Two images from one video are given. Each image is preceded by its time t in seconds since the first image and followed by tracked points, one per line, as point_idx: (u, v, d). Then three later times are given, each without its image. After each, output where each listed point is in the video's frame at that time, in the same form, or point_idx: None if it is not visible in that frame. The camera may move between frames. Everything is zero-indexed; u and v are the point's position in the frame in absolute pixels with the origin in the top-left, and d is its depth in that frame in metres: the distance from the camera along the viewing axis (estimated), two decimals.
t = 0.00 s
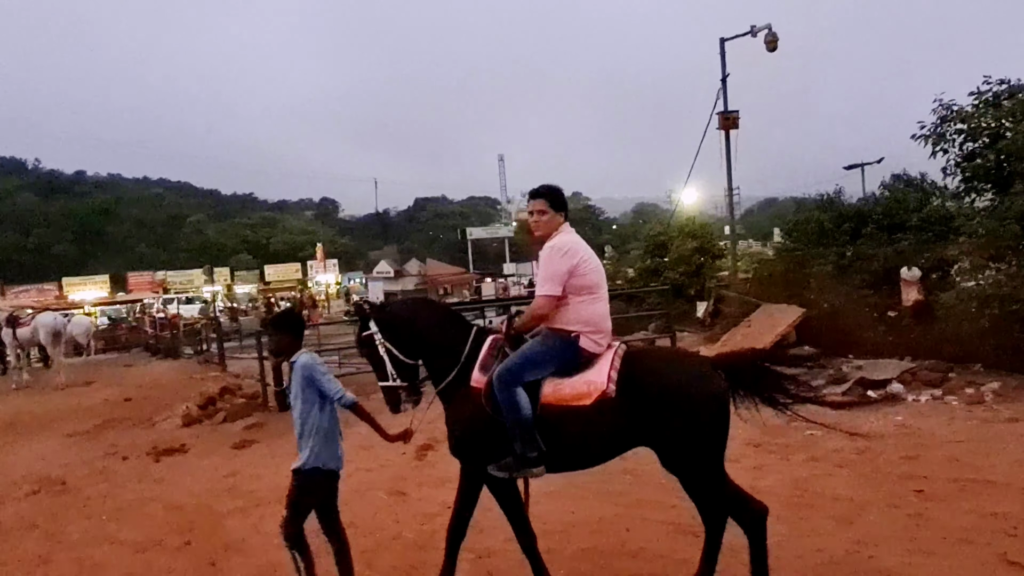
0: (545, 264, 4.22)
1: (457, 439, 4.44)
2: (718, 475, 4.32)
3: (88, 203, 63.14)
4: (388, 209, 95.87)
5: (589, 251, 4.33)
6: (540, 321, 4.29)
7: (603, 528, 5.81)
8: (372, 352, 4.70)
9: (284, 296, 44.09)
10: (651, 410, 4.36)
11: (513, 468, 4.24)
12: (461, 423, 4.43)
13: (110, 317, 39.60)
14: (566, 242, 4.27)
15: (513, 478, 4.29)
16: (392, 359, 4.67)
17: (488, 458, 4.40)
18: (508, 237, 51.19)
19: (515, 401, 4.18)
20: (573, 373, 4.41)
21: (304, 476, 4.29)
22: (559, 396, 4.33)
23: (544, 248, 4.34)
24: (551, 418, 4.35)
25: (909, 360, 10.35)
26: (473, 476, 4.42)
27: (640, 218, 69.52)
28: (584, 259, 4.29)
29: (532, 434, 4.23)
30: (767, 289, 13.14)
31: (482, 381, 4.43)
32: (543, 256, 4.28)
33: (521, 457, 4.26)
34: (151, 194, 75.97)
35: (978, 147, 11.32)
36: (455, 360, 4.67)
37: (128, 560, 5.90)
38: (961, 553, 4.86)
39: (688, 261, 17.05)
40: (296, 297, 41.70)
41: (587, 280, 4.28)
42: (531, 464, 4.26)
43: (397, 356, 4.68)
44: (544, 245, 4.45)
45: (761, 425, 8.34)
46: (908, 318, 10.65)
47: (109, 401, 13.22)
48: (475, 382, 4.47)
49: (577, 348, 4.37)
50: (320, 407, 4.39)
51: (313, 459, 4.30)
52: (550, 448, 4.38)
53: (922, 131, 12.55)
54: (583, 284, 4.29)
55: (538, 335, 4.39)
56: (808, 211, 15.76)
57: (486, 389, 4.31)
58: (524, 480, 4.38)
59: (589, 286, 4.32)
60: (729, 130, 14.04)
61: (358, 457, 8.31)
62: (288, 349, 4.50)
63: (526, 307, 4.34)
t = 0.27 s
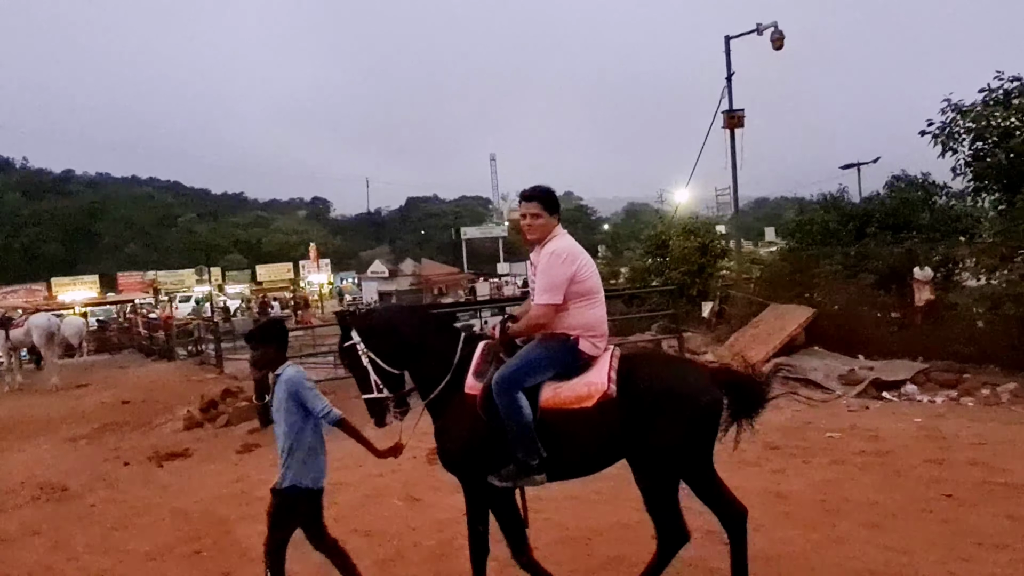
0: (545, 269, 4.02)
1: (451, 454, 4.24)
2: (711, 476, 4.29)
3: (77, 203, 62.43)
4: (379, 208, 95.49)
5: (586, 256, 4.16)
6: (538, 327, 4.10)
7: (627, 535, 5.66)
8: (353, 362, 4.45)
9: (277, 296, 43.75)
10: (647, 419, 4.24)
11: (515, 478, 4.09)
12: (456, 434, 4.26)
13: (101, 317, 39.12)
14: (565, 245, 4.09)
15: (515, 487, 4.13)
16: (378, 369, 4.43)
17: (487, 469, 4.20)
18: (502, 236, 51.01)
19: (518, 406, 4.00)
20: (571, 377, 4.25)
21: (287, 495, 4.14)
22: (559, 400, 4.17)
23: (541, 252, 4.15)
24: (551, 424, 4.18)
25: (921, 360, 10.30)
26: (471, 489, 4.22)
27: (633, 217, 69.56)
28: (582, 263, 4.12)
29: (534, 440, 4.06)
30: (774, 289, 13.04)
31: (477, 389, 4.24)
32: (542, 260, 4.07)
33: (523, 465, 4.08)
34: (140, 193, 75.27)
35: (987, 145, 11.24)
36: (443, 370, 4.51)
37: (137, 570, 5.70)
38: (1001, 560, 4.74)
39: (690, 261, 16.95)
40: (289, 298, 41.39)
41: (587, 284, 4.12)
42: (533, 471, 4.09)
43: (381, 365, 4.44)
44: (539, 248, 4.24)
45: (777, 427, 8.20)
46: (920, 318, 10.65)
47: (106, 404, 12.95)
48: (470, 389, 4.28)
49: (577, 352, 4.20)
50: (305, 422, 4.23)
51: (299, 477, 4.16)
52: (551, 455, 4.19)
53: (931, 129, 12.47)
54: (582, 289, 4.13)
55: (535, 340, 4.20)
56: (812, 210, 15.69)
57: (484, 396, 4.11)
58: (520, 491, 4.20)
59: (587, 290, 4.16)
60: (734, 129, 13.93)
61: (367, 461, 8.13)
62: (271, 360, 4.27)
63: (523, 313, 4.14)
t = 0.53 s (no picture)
0: (545, 272, 3.84)
1: (434, 465, 4.05)
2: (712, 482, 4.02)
3: (66, 201, 61.76)
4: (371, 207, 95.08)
5: (586, 261, 4.01)
6: (532, 333, 3.93)
7: (656, 541, 5.48)
8: (336, 371, 4.32)
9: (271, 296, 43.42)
10: (640, 425, 4.02)
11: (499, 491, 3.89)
12: (438, 443, 4.05)
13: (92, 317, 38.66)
14: (567, 250, 3.91)
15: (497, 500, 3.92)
16: (361, 379, 4.28)
17: (470, 481, 4.00)
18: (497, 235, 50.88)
19: (506, 417, 3.81)
20: (563, 386, 4.07)
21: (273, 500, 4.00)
22: (550, 409, 3.98)
23: (541, 255, 3.97)
24: (541, 434, 3.99)
25: (937, 360, 10.22)
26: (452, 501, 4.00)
27: (626, 216, 69.60)
28: (582, 269, 3.96)
29: (521, 451, 3.88)
30: (783, 288, 12.94)
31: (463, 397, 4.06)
32: (542, 264, 3.89)
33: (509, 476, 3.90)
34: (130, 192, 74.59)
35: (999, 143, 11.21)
36: (427, 377, 4.30)
37: None
38: None
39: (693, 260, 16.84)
40: (284, 297, 41.07)
41: (585, 291, 3.95)
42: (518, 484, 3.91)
43: (364, 374, 4.29)
44: (538, 250, 4.07)
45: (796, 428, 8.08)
46: (937, 318, 10.58)
47: (104, 406, 12.69)
48: (456, 398, 4.09)
49: (570, 361, 4.03)
50: (292, 425, 4.03)
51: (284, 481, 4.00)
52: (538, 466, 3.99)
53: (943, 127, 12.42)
54: (581, 295, 3.96)
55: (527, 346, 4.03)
56: (818, 209, 15.62)
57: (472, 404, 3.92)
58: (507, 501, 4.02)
59: (585, 297, 3.99)
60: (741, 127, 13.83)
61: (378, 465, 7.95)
62: (257, 365, 4.15)
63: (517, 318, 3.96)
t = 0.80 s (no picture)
0: (536, 270, 3.63)
1: (421, 477, 3.87)
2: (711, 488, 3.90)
3: (56, 201, 61.11)
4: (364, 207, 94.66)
5: (579, 259, 3.80)
6: (523, 336, 3.71)
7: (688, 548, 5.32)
8: (320, 375, 4.14)
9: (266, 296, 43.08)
10: (636, 429, 3.86)
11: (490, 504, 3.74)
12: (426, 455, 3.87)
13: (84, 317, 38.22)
14: (560, 247, 3.70)
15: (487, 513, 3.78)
16: (345, 383, 4.09)
17: (459, 493, 3.84)
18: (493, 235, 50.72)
19: (498, 426, 3.62)
20: (556, 392, 3.87)
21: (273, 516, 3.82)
22: (544, 416, 3.78)
23: (531, 253, 3.76)
24: (533, 443, 3.81)
25: (954, 360, 10.10)
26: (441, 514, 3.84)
27: (621, 217, 69.59)
28: (575, 266, 3.76)
29: (513, 462, 3.71)
30: (794, 288, 12.83)
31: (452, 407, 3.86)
32: (534, 262, 3.68)
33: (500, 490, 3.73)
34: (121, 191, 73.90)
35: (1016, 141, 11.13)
36: (414, 387, 4.11)
37: None
38: None
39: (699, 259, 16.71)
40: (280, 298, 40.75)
41: (579, 290, 3.74)
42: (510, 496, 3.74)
43: (348, 379, 4.10)
44: (528, 248, 3.85)
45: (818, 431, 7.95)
46: (954, 316, 10.39)
47: (104, 407, 12.43)
48: (444, 408, 3.88)
49: (564, 364, 3.81)
50: (286, 433, 3.85)
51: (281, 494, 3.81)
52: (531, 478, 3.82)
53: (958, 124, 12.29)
54: (574, 295, 3.74)
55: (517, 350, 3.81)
56: (828, 208, 15.52)
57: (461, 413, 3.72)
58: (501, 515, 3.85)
59: (578, 297, 3.78)
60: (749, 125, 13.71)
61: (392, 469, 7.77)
62: (249, 371, 4.03)
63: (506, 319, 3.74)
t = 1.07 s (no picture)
0: (527, 266, 3.33)
1: (411, 487, 3.54)
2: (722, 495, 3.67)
3: (47, 200, 60.53)
4: (357, 206, 94.30)
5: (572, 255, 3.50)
6: (513, 337, 3.40)
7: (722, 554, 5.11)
8: (294, 384, 3.72)
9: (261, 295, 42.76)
10: (636, 430, 3.63)
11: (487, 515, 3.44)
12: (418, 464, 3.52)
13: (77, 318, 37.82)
14: (550, 242, 3.40)
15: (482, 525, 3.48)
16: (325, 391, 3.70)
17: (452, 504, 3.54)
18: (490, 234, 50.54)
19: (492, 432, 3.33)
20: (552, 395, 3.59)
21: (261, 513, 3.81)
22: (539, 421, 3.51)
23: (519, 248, 3.45)
24: (529, 449, 3.53)
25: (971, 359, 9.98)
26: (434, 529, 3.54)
27: (617, 216, 69.55)
28: (567, 263, 3.46)
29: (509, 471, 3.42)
30: (806, 286, 12.71)
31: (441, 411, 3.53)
32: (522, 258, 3.37)
33: (495, 499, 3.45)
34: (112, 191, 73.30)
35: None
36: (400, 393, 3.76)
37: None
38: None
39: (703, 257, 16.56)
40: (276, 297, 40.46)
41: (571, 288, 3.45)
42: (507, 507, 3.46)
43: (328, 387, 3.71)
44: (514, 243, 3.53)
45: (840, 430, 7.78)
46: (969, 314, 10.29)
47: (103, 408, 12.18)
48: (433, 412, 3.55)
49: (557, 367, 3.53)
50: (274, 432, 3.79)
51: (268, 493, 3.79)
52: (527, 486, 3.53)
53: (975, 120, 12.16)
54: (567, 293, 3.45)
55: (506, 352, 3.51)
56: (838, 205, 15.41)
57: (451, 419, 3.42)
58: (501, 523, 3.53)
59: (570, 295, 3.49)
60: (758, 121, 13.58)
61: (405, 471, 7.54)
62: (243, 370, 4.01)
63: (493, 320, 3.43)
